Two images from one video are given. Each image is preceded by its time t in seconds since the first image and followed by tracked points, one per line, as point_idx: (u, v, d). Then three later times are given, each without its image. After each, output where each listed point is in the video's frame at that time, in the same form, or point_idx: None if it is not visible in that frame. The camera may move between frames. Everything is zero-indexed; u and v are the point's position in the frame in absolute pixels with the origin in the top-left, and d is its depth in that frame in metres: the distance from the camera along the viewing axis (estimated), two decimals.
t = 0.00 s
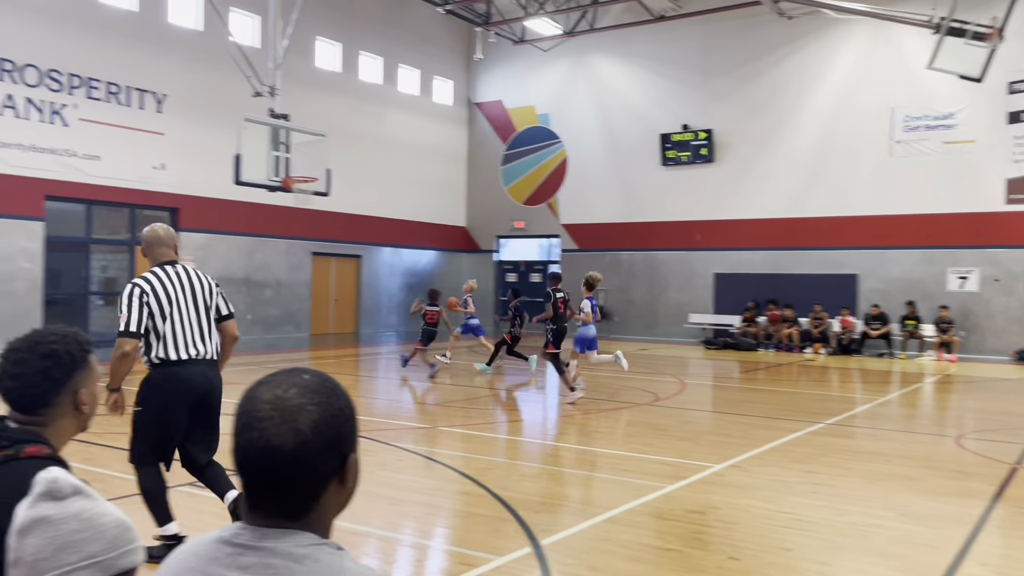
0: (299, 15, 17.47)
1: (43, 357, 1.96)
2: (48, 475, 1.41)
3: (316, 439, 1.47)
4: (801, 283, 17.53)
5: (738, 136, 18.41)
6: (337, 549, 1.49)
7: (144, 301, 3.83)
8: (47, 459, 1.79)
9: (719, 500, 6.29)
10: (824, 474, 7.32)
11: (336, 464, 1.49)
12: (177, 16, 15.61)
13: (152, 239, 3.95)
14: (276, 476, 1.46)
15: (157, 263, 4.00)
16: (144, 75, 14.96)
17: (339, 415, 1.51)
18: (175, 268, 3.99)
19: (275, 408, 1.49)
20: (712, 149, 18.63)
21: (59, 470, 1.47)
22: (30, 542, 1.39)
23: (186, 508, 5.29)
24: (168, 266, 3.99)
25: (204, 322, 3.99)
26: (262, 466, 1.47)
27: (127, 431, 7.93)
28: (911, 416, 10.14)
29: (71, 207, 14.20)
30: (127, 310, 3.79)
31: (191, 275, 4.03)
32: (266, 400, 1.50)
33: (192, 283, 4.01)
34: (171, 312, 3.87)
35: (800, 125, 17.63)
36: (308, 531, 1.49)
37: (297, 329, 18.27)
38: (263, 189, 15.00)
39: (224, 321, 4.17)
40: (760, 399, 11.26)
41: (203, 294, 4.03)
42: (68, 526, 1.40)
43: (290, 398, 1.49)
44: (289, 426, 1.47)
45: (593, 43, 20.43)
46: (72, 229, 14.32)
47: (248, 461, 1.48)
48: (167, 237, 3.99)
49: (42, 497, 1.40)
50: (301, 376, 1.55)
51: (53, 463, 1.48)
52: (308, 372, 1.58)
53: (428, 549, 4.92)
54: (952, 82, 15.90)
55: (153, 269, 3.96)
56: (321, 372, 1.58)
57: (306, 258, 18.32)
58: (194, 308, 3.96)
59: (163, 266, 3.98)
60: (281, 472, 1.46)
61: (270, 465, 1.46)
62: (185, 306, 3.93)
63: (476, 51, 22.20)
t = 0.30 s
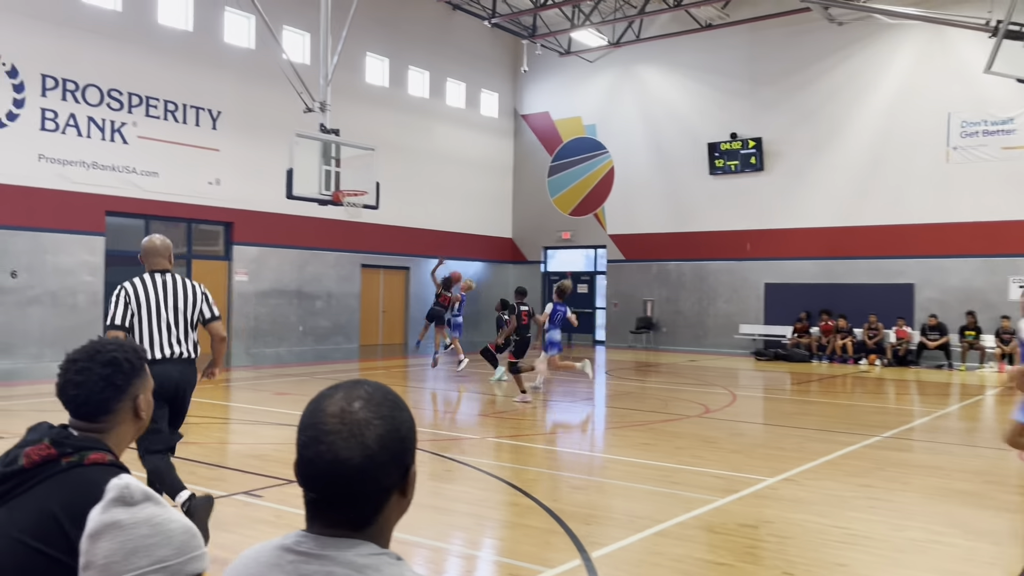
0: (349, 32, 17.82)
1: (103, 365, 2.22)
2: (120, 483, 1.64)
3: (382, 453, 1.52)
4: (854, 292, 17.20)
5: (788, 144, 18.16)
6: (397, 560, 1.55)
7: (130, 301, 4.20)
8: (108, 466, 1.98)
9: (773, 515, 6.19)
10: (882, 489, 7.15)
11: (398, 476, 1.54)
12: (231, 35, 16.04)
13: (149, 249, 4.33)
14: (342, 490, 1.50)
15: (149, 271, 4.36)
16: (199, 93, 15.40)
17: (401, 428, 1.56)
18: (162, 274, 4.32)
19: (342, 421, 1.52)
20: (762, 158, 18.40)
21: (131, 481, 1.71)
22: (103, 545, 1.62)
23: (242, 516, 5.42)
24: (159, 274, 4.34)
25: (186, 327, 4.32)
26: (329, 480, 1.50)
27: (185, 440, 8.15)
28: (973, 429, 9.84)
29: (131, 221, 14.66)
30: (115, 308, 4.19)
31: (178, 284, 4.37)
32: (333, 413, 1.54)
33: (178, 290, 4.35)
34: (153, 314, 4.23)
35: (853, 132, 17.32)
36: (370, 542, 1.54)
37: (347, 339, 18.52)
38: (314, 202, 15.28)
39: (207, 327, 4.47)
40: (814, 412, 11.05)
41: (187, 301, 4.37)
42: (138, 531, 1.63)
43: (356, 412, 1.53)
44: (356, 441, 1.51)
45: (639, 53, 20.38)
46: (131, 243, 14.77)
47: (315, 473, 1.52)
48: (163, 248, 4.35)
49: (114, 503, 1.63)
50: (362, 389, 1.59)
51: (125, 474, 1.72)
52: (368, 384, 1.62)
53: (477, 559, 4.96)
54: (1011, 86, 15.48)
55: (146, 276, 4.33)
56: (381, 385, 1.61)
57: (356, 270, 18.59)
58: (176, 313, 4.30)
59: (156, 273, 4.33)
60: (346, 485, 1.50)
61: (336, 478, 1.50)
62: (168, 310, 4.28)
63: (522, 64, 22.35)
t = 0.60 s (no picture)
0: (374, 45, 17.99)
1: (131, 376, 2.24)
2: (160, 493, 1.68)
3: (413, 466, 1.52)
4: (885, 301, 16.99)
5: (815, 152, 17.99)
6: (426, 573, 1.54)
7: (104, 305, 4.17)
8: (137, 475, 2.02)
9: (803, 528, 6.09)
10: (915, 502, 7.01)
11: (429, 490, 1.54)
12: (259, 50, 16.26)
13: (121, 256, 4.21)
14: (372, 503, 1.50)
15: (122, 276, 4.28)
16: (227, 107, 15.62)
17: (431, 442, 1.56)
18: (136, 282, 4.25)
19: (372, 436, 1.52)
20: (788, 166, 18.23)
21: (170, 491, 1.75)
22: (143, 554, 1.65)
23: (269, 527, 5.44)
24: (131, 282, 4.26)
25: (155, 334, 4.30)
26: (361, 494, 1.50)
27: (212, 451, 8.21)
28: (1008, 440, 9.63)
29: (160, 234, 14.89)
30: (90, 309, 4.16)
31: (148, 291, 4.28)
32: (362, 427, 1.53)
33: (148, 297, 4.28)
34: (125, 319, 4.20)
35: (881, 139, 17.12)
36: (399, 555, 1.53)
37: (373, 350, 18.62)
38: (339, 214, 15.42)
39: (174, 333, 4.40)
40: (844, 423, 10.88)
41: (157, 309, 4.30)
42: (177, 540, 1.67)
43: (386, 427, 1.53)
44: (387, 455, 1.51)
45: (663, 62, 20.33)
46: (161, 256, 15.00)
47: (345, 488, 1.51)
48: (132, 255, 4.22)
49: (154, 513, 1.67)
50: (391, 403, 1.59)
51: (164, 483, 1.76)
52: (395, 397, 1.62)
53: (502, 571, 4.93)
54: None
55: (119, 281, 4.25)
56: (409, 398, 1.62)
57: (382, 281, 18.69)
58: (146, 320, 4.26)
59: (128, 280, 4.25)
60: (376, 499, 1.50)
61: (367, 492, 1.50)
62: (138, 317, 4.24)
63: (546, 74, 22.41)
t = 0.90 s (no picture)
0: (384, 54, 18.08)
1: (142, 384, 2.24)
2: (179, 500, 1.70)
3: (422, 472, 1.51)
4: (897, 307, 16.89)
5: (825, 157, 17.93)
6: None
7: (63, 308, 4.35)
8: (148, 483, 2.01)
9: (816, 536, 6.04)
10: (929, 509, 6.94)
11: (437, 498, 1.53)
12: (269, 59, 16.37)
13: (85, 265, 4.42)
14: (381, 509, 1.49)
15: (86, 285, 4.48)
16: (238, 115, 15.71)
17: (440, 448, 1.56)
18: (98, 289, 4.44)
19: (381, 441, 1.52)
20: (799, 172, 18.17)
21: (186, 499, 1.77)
22: (161, 561, 1.66)
23: (279, 534, 5.44)
24: (94, 288, 4.44)
25: (116, 335, 4.43)
26: (369, 499, 1.49)
27: (223, 458, 8.23)
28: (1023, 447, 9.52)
29: (171, 243, 14.99)
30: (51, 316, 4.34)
31: (110, 295, 4.45)
32: (371, 432, 1.53)
33: (110, 300, 4.44)
34: (84, 321, 4.36)
35: (892, 144, 17.04)
36: (408, 563, 1.51)
37: (383, 358, 18.64)
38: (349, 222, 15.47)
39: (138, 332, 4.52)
40: (857, 429, 10.79)
41: (118, 310, 4.45)
42: (196, 547, 1.68)
43: (395, 432, 1.53)
44: (396, 460, 1.50)
45: (673, 68, 20.32)
46: (172, 264, 15.09)
47: (354, 494, 1.50)
48: (95, 263, 4.43)
49: (173, 520, 1.68)
50: (400, 409, 1.59)
51: (178, 492, 1.78)
52: (404, 404, 1.62)
53: None
54: None
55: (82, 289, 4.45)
56: (418, 404, 1.62)
57: (392, 289, 18.71)
58: (105, 321, 4.41)
59: (91, 287, 4.45)
60: (386, 505, 1.49)
61: (375, 498, 1.49)
62: (97, 318, 4.39)
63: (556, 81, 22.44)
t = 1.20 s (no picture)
0: (379, 57, 18.09)
1: (135, 388, 2.25)
2: (176, 507, 1.71)
3: (415, 473, 1.51)
4: (893, 309, 16.91)
5: (821, 159, 17.97)
6: None
7: (31, 313, 5.16)
8: (142, 487, 2.01)
9: (811, 538, 6.05)
10: (925, 510, 6.95)
11: (431, 499, 1.54)
12: (265, 62, 16.38)
13: (48, 277, 5.25)
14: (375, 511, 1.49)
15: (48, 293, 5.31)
16: (233, 119, 15.72)
17: (433, 450, 1.56)
18: (59, 298, 5.31)
19: (373, 443, 1.53)
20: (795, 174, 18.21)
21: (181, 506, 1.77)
22: (158, 567, 1.66)
23: (275, 538, 5.45)
24: (56, 298, 5.31)
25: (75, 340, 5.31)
26: (364, 501, 1.49)
27: (219, 462, 8.23)
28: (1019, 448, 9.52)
29: (167, 246, 14.98)
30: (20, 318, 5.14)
31: (71, 307, 5.34)
32: (364, 435, 1.54)
33: (71, 311, 5.33)
34: (49, 326, 5.20)
35: (887, 146, 17.08)
36: (401, 567, 1.51)
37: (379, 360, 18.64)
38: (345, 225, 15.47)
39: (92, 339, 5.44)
40: (853, 431, 10.80)
41: (77, 319, 5.34)
42: (193, 553, 1.68)
43: (387, 434, 1.54)
44: (389, 462, 1.51)
45: (668, 70, 20.37)
46: (168, 268, 15.09)
47: (347, 496, 1.51)
48: (58, 277, 5.28)
49: (169, 526, 1.68)
50: (393, 411, 1.60)
51: (174, 498, 1.78)
52: (397, 407, 1.63)
53: None
54: None
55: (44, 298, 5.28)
56: (412, 407, 1.63)
57: (388, 292, 18.71)
58: (66, 328, 5.27)
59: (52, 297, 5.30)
60: (379, 506, 1.49)
61: (370, 500, 1.49)
62: (60, 325, 5.25)
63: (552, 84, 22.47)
